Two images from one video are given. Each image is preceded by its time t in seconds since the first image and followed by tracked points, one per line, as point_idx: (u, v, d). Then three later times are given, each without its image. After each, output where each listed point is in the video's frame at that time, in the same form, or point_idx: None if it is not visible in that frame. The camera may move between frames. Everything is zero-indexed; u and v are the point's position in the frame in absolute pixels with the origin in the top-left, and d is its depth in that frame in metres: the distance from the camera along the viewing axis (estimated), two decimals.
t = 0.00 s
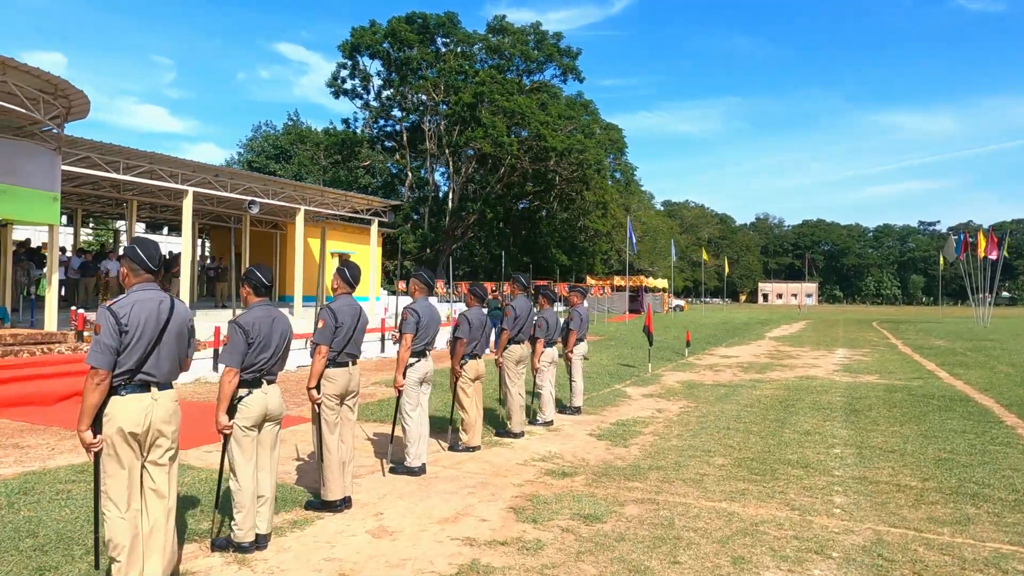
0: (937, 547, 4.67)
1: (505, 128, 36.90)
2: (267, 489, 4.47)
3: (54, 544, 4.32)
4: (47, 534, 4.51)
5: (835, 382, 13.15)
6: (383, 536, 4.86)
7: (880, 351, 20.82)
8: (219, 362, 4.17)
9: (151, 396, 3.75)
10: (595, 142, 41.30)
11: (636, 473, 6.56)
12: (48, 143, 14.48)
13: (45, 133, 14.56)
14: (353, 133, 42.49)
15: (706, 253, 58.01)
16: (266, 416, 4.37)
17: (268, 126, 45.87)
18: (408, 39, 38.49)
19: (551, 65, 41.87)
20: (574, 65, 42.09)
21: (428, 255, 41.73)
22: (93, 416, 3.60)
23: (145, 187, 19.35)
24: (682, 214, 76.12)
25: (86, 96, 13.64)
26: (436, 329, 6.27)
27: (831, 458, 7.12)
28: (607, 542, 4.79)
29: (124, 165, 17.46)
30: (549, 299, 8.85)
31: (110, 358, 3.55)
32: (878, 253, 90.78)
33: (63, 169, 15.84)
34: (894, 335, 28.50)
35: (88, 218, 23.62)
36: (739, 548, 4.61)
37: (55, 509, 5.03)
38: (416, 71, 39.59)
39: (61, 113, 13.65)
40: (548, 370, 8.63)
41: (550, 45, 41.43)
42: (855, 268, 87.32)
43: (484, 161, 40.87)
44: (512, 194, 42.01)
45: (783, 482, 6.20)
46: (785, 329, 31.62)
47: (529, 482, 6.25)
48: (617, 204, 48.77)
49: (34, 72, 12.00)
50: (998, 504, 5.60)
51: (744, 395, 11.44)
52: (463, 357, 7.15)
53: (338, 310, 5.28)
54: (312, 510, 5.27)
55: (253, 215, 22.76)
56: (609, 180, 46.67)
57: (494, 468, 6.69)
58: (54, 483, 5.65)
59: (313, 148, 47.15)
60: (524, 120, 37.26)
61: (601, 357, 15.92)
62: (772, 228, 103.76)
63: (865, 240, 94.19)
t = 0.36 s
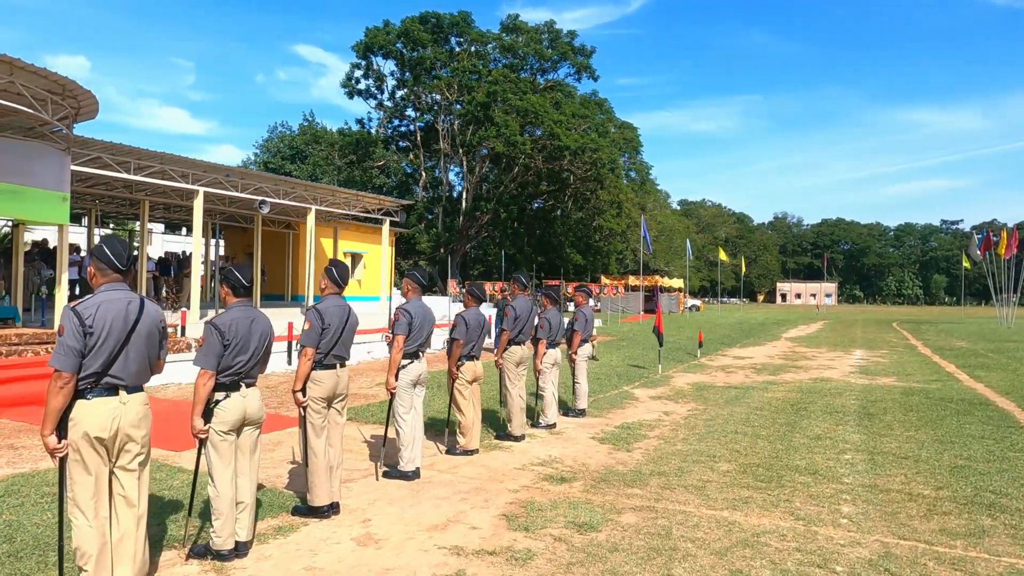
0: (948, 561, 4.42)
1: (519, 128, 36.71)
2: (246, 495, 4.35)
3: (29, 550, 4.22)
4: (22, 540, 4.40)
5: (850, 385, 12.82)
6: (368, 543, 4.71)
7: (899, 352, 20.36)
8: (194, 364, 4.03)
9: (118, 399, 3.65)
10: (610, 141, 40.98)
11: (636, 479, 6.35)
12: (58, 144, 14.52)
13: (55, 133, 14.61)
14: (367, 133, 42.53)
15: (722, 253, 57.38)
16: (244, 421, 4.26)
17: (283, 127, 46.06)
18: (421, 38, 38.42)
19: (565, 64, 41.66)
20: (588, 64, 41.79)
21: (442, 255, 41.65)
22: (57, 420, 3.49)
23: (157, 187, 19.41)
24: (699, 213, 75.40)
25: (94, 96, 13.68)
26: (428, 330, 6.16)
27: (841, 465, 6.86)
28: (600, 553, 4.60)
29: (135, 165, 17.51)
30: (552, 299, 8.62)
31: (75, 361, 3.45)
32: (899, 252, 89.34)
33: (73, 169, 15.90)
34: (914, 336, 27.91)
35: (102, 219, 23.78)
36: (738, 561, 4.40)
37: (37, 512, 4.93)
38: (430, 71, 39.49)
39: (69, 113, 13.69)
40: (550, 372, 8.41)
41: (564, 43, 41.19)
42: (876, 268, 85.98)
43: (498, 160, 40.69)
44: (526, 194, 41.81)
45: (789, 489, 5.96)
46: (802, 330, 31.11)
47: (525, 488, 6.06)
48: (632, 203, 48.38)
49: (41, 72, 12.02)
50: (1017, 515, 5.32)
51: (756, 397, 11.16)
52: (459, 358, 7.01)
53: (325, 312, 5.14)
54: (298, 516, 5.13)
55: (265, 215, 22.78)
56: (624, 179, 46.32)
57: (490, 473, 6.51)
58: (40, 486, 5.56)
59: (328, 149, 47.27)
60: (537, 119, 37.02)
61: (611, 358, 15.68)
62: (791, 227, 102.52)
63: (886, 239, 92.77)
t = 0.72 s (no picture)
0: (953, 573, 4.23)
1: (532, 127, 36.55)
2: (227, 499, 4.26)
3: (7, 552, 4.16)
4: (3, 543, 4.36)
5: (864, 387, 12.53)
6: (352, 549, 4.61)
7: (917, 353, 19.93)
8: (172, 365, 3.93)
9: (91, 401, 3.59)
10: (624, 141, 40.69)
11: (634, 484, 6.20)
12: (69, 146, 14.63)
13: (66, 135, 14.72)
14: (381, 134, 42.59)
15: (739, 252, 56.78)
16: (224, 423, 4.15)
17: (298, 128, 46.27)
18: (434, 39, 38.37)
19: (579, 63, 41.43)
20: (603, 63, 41.52)
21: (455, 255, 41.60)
22: (27, 422, 3.44)
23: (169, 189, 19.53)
24: (716, 212, 74.65)
25: (103, 98, 13.75)
26: (422, 330, 6.05)
27: (848, 470, 6.65)
28: (589, 561, 4.46)
29: (146, 166, 17.61)
30: (554, 300, 8.47)
31: (46, 362, 3.41)
32: (921, 252, 87.93)
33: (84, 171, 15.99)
34: (934, 336, 27.37)
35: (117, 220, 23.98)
36: (732, 572, 4.24)
37: (22, 514, 4.89)
38: (443, 72, 39.42)
39: (79, 115, 13.78)
40: (551, 374, 8.26)
41: (578, 42, 40.96)
42: (897, 268, 84.65)
43: (511, 161, 40.55)
44: (540, 194, 41.68)
45: (791, 496, 5.78)
46: (819, 331, 30.65)
47: (520, 492, 5.93)
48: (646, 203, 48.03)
49: (50, 74, 12.09)
50: None
51: (765, 400, 10.93)
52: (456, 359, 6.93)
53: (312, 313, 5.03)
54: (284, 520, 5.05)
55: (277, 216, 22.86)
56: (639, 178, 45.99)
57: (486, 476, 6.39)
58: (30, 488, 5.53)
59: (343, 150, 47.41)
60: (550, 119, 36.82)
61: (619, 359, 15.51)
62: (810, 226, 101.23)
63: (907, 238, 91.36)
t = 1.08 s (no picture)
0: None
1: (545, 129, 36.47)
2: (205, 500, 4.12)
3: None
4: None
5: (874, 391, 12.31)
6: (331, 551, 4.57)
7: (933, 358, 19.58)
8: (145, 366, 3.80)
9: (63, 400, 3.57)
10: (638, 142, 40.46)
11: (625, 489, 6.10)
12: (81, 147, 14.81)
13: (78, 137, 14.90)
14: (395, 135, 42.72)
15: (756, 254, 56.22)
16: (201, 423, 4.02)
17: (314, 130, 46.56)
18: (448, 41, 38.40)
19: (593, 65, 41.28)
20: (617, 64, 41.32)
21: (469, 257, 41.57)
22: None
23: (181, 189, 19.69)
24: (732, 213, 74.00)
25: (113, 100, 13.92)
26: (412, 331, 6.02)
27: (847, 476, 6.50)
28: (570, 566, 4.39)
29: (158, 168, 17.77)
30: (551, 301, 8.37)
31: (17, 360, 3.41)
32: (942, 254, 86.55)
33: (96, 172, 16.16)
34: (952, 341, 26.90)
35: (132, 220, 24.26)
36: None
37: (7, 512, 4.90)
38: (457, 73, 39.40)
39: (90, 116, 13.95)
40: (549, 376, 8.16)
41: (592, 44, 40.82)
42: (918, 270, 83.35)
43: (525, 162, 40.47)
44: (554, 195, 41.68)
45: (785, 502, 5.65)
46: (835, 334, 30.23)
47: (508, 496, 5.87)
48: (660, 205, 47.74)
49: (60, 77, 12.24)
50: None
51: (770, 404, 10.76)
52: (449, 360, 6.88)
53: (295, 312, 5.03)
54: (267, 521, 5.04)
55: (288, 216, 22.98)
56: (653, 180, 45.75)
57: (477, 479, 6.33)
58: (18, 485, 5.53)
59: (358, 151, 47.63)
60: (563, 120, 36.69)
61: (626, 362, 15.38)
62: (829, 228, 100.04)
63: (928, 241, 89.98)
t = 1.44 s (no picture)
0: None
1: (559, 129, 36.29)
2: (191, 501, 3.93)
3: None
4: None
5: (889, 394, 12.03)
6: (320, 554, 4.51)
7: (952, 360, 19.16)
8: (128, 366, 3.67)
9: (43, 401, 3.54)
10: (653, 141, 40.13)
11: (625, 493, 5.97)
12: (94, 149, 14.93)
13: (91, 139, 15.02)
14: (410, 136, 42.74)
15: (773, 254, 55.62)
16: (186, 423, 3.85)
17: (329, 131, 46.72)
18: (462, 41, 38.33)
19: (608, 64, 41.02)
20: (632, 63, 41.02)
21: (483, 257, 41.48)
22: None
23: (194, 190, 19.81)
24: (750, 213, 73.26)
25: (125, 102, 14.04)
26: (408, 331, 5.94)
27: (855, 482, 6.33)
28: (561, 573, 4.28)
29: (171, 169, 17.89)
30: (555, 302, 8.25)
31: None
32: (965, 253, 85.11)
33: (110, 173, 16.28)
34: (973, 343, 26.33)
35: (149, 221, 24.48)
36: None
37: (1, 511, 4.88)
38: (471, 74, 39.29)
39: (101, 118, 14.07)
40: (552, 378, 8.05)
41: (606, 43, 40.54)
42: (941, 271, 81.94)
43: (539, 162, 40.33)
44: (570, 196, 41.63)
45: (788, 508, 5.50)
46: (853, 335, 29.74)
47: (505, 499, 5.77)
48: (676, 204, 47.34)
49: (71, 79, 12.33)
50: None
51: (781, 406, 10.55)
52: (448, 362, 6.80)
53: (284, 312, 4.98)
54: (258, 523, 4.99)
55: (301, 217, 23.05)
56: (668, 179, 45.38)
57: (474, 482, 6.23)
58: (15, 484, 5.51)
59: (373, 153, 47.76)
60: (577, 120, 36.50)
61: (637, 363, 15.22)
62: (849, 228, 98.75)
63: (951, 241, 88.42)
